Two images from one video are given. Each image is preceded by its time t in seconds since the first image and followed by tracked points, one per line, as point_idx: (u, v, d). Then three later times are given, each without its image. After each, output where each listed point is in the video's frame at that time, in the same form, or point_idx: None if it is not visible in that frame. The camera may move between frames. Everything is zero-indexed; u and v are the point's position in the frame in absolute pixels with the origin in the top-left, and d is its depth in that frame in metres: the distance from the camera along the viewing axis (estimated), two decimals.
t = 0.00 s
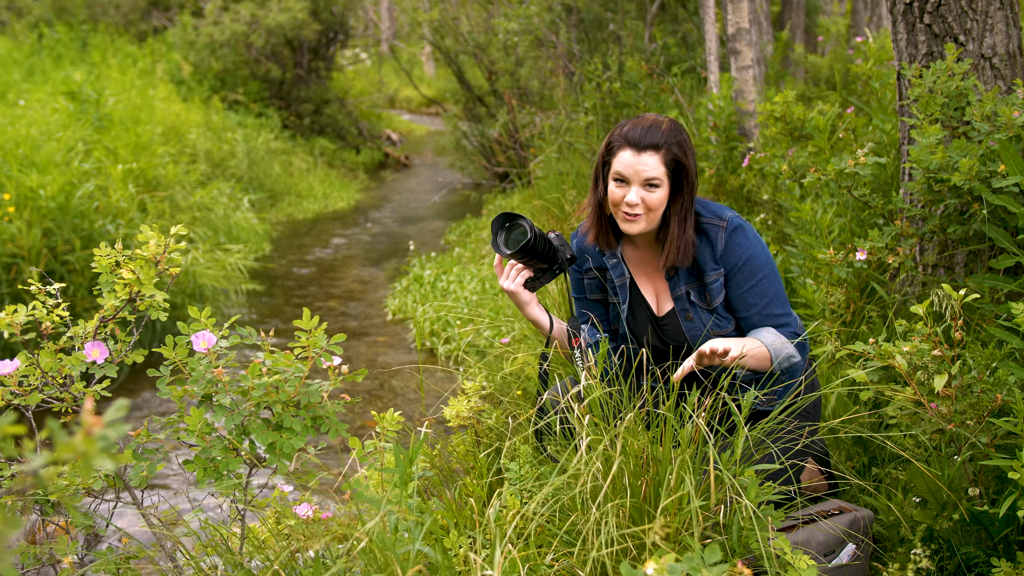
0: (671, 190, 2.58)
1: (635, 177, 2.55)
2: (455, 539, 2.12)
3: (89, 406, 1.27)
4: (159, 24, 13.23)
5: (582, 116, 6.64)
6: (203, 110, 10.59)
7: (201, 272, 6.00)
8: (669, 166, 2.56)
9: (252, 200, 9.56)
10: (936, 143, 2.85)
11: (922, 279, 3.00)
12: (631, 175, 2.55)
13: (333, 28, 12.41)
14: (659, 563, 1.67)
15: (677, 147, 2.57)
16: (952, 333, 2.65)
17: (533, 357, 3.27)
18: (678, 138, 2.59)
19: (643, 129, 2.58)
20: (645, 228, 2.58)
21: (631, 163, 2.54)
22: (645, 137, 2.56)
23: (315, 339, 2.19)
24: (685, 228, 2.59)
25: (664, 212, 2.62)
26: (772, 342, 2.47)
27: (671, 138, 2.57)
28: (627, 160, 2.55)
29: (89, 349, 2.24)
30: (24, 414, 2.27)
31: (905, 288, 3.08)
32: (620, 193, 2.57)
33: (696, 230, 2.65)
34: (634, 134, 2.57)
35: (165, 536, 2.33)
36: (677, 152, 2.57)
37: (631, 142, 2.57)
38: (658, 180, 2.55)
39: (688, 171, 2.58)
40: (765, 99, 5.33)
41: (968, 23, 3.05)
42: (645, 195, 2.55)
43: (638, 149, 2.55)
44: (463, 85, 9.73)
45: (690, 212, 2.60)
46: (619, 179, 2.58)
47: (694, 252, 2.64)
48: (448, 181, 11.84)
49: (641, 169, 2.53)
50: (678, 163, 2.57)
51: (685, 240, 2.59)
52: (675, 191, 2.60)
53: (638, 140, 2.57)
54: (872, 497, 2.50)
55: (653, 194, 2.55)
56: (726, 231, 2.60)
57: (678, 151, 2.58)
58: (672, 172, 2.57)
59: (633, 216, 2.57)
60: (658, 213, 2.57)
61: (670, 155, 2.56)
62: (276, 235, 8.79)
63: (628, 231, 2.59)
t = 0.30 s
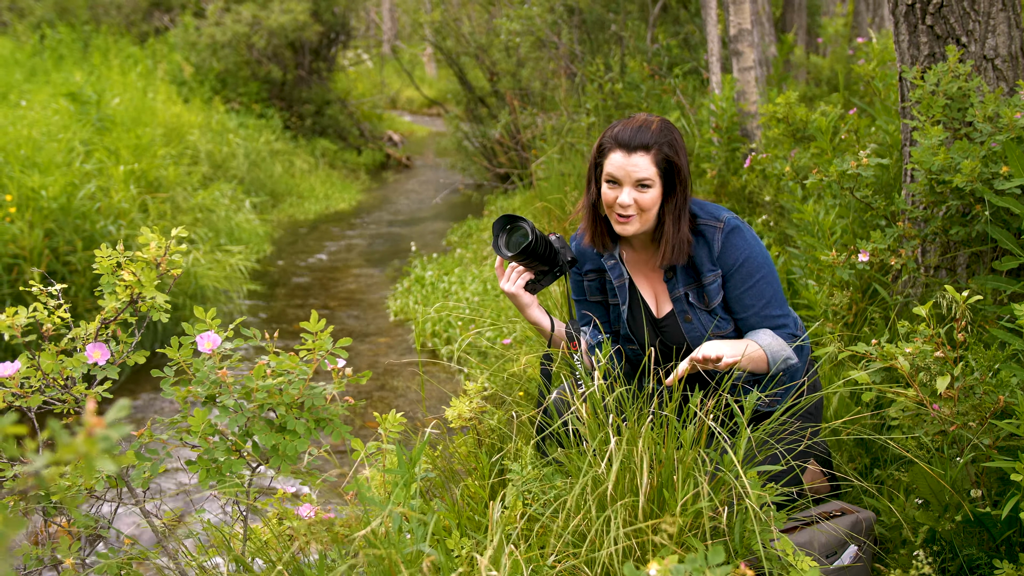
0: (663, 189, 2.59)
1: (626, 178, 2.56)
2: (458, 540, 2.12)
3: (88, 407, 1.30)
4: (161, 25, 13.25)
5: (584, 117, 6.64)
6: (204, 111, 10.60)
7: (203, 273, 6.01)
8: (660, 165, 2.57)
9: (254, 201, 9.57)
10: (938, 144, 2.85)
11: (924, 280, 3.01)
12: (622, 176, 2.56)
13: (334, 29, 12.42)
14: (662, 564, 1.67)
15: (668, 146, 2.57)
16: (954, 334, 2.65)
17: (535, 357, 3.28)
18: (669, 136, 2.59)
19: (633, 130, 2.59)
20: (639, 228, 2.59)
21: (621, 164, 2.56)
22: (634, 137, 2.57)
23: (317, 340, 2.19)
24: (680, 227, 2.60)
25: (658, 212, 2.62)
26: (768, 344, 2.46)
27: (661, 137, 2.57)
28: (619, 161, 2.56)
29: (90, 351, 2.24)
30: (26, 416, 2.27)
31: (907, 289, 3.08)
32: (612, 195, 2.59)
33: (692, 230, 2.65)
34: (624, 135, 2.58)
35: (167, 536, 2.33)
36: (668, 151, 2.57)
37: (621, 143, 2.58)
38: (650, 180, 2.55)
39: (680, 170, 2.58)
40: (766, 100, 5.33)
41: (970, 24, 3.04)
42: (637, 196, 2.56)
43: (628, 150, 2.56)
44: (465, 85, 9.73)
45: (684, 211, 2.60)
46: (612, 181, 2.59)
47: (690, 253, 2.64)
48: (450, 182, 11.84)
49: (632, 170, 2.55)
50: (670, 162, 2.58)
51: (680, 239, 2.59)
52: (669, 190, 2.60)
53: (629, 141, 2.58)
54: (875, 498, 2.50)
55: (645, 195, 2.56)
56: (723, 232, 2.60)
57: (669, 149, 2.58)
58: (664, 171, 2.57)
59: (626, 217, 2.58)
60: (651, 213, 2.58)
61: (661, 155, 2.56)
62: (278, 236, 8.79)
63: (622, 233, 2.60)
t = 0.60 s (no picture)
0: (663, 188, 2.59)
1: (625, 178, 2.56)
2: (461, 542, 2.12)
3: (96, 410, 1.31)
4: (163, 26, 13.26)
5: (586, 118, 6.64)
6: (206, 112, 10.61)
7: (205, 274, 6.01)
8: (660, 164, 2.57)
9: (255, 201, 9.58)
10: (942, 146, 2.85)
11: (927, 282, 3.02)
12: (621, 177, 2.57)
13: (336, 30, 12.43)
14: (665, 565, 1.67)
15: (666, 144, 2.57)
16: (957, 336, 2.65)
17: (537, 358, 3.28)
18: (667, 135, 2.59)
19: (631, 129, 2.59)
20: (640, 228, 2.60)
21: (620, 165, 2.56)
22: (632, 137, 2.57)
23: (321, 340, 2.19)
24: (681, 226, 2.60)
25: (659, 212, 2.62)
26: (769, 346, 2.48)
27: (660, 136, 2.57)
28: (617, 161, 2.56)
29: (90, 351, 2.24)
30: (27, 417, 2.27)
31: (910, 291, 3.09)
32: (612, 195, 2.59)
33: (693, 232, 2.65)
34: (622, 135, 2.58)
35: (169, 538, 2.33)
36: (667, 150, 2.57)
37: (619, 143, 2.58)
38: (650, 179, 2.56)
39: (679, 168, 2.58)
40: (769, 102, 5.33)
41: (972, 26, 3.05)
42: (637, 196, 2.56)
43: (626, 150, 2.56)
44: (467, 87, 9.73)
45: (684, 209, 2.60)
46: (611, 182, 2.59)
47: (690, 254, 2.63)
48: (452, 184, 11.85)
49: (631, 170, 2.55)
50: (668, 160, 2.57)
51: (681, 239, 2.59)
52: (668, 188, 2.60)
53: (627, 141, 2.58)
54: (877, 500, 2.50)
55: (645, 194, 2.56)
56: (723, 235, 2.60)
57: (668, 147, 2.58)
58: (663, 170, 2.57)
59: (627, 217, 2.58)
60: (651, 213, 2.58)
61: (660, 154, 2.56)
62: (279, 236, 8.80)
63: (623, 233, 2.61)
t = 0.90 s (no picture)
0: (663, 182, 2.60)
1: (625, 171, 2.58)
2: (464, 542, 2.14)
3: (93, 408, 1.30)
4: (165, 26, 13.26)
5: (588, 119, 6.64)
6: (208, 112, 10.62)
7: (206, 275, 6.01)
8: (659, 158, 2.58)
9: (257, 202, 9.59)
10: (944, 147, 2.85)
11: (928, 284, 3.03)
12: (621, 170, 2.58)
13: (339, 30, 12.44)
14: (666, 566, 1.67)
15: (665, 137, 2.59)
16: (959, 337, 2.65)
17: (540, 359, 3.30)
18: (667, 129, 2.61)
19: (631, 123, 2.61)
20: (640, 222, 2.60)
21: (620, 158, 2.58)
22: (632, 130, 2.59)
23: (323, 340, 2.20)
24: (681, 221, 2.60)
25: (660, 206, 2.63)
26: (763, 344, 2.46)
27: (659, 130, 2.59)
28: (618, 155, 2.58)
29: (91, 351, 2.24)
30: (28, 417, 2.27)
31: (911, 292, 3.10)
32: (612, 189, 2.61)
33: (693, 231, 2.64)
34: (622, 128, 2.60)
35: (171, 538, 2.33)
36: (666, 144, 2.58)
37: (619, 137, 2.60)
38: (650, 173, 2.57)
39: (679, 161, 2.59)
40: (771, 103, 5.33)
41: (975, 27, 3.05)
42: (637, 189, 2.58)
43: (626, 143, 2.58)
44: (469, 88, 9.74)
45: (685, 203, 2.61)
46: (612, 175, 2.61)
47: (689, 254, 2.63)
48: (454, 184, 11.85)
49: (631, 163, 2.56)
50: (668, 154, 2.59)
51: (681, 234, 2.60)
52: (669, 182, 2.61)
53: (627, 134, 2.60)
54: (878, 501, 2.50)
55: (645, 187, 2.58)
56: (723, 236, 2.59)
57: (668, 141, 2.59)
58: (663, 164, 2.58)
59: (627, 210, 2.60)
60: (652, 206, 2.59)
61: (660, 147, 2.58)
62: (281, 237, 8.81)
63: (624, 227, 2.62)
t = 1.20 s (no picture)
0: (653, 174, 2.60)
1: (613, 162, 2.61)
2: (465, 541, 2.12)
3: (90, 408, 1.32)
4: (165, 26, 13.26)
5: (589, 119, 6.64)
6: (209, 113, 10.62)
7: (207, 275, 6.02)
8: (648, 149, 2.58)
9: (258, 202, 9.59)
10: (945, 147, 2.85)
11: (929, 284, 3.03)
12: (609, 161, 2.62)
13: (340, 31, 12.44)
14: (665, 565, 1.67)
15: (654, 128, 2.59)
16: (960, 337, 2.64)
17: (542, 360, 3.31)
18: (658, 121, 2.61)
19: (623, 115, 2.64)
20: (629, 212, 2.62)
21: (608, 149, 2.61)
22: (622, 123, 2.63)
23: (320, 341, 2.20)
24: (672, 214, 2.59)
25: (652, 199, 2.63)
26: (744, 344, 2.45)
27: (649, 122, 2.60)
28: (606, 146, 2.62)
29: (93, 353, 2.25)
30: (29, 417, 2.27)
31: (912, 292, 3.10)
32: (602, 180, 2.65)
33: (698, 229, 2.63)
34: (613, 121, 2.64)
35: (171, 538, 2.34)
36: (655, 135, 2.59)
37: (610, 129, 2.64)
38: (636, 163, 2.58)
39: (668, 152, 2.58)
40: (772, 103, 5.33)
41: (975, 27, 3.04)
42: (623, 179, 2.59)
43: (615, 134, 2.62)
44: (470, 88, 9.75)
45: (677, 196, 2.58)
46: (603, 167, 2.65)
47: (693, 251, 2.62)
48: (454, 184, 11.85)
49: (617, 154, 2.59)
50: (658, 146, 2.59)
51: (672, 226, 2.59)
52: (660, 174, 2.60)
53: (618, 126, 2.64)
54: (878, 501, 2.50)
55: (632, 178, 2.59)
56: (728, 235, 2.57)
57: (658, 132, 2.59)
58: (652, 156, 2.59)
59: (616, 201, 2.63)
60: (640, 197, 2.60)
61: (648, 139, 2.58)
62: (282, 237, 8.80)
63: (615, 218, 2.65)
